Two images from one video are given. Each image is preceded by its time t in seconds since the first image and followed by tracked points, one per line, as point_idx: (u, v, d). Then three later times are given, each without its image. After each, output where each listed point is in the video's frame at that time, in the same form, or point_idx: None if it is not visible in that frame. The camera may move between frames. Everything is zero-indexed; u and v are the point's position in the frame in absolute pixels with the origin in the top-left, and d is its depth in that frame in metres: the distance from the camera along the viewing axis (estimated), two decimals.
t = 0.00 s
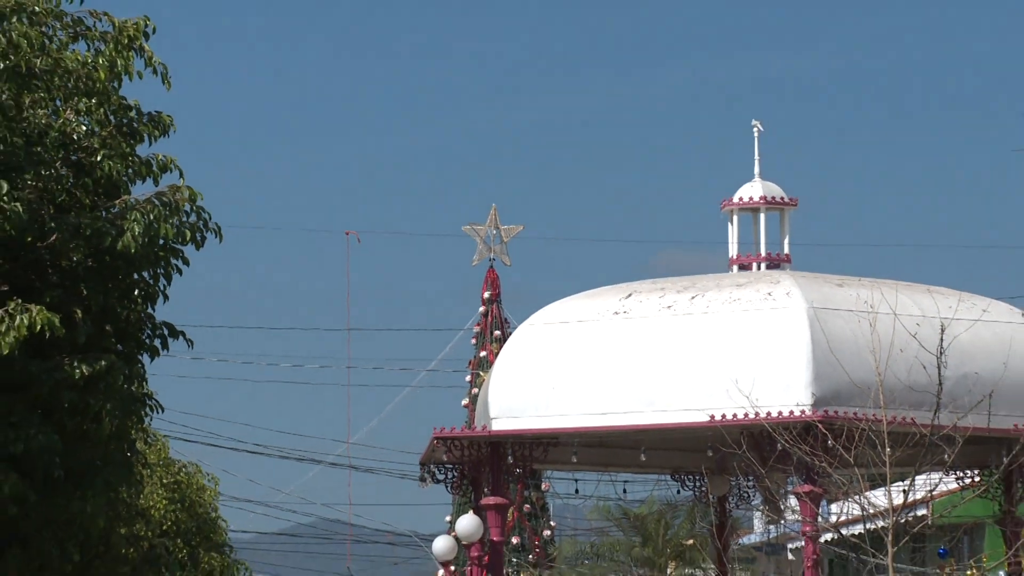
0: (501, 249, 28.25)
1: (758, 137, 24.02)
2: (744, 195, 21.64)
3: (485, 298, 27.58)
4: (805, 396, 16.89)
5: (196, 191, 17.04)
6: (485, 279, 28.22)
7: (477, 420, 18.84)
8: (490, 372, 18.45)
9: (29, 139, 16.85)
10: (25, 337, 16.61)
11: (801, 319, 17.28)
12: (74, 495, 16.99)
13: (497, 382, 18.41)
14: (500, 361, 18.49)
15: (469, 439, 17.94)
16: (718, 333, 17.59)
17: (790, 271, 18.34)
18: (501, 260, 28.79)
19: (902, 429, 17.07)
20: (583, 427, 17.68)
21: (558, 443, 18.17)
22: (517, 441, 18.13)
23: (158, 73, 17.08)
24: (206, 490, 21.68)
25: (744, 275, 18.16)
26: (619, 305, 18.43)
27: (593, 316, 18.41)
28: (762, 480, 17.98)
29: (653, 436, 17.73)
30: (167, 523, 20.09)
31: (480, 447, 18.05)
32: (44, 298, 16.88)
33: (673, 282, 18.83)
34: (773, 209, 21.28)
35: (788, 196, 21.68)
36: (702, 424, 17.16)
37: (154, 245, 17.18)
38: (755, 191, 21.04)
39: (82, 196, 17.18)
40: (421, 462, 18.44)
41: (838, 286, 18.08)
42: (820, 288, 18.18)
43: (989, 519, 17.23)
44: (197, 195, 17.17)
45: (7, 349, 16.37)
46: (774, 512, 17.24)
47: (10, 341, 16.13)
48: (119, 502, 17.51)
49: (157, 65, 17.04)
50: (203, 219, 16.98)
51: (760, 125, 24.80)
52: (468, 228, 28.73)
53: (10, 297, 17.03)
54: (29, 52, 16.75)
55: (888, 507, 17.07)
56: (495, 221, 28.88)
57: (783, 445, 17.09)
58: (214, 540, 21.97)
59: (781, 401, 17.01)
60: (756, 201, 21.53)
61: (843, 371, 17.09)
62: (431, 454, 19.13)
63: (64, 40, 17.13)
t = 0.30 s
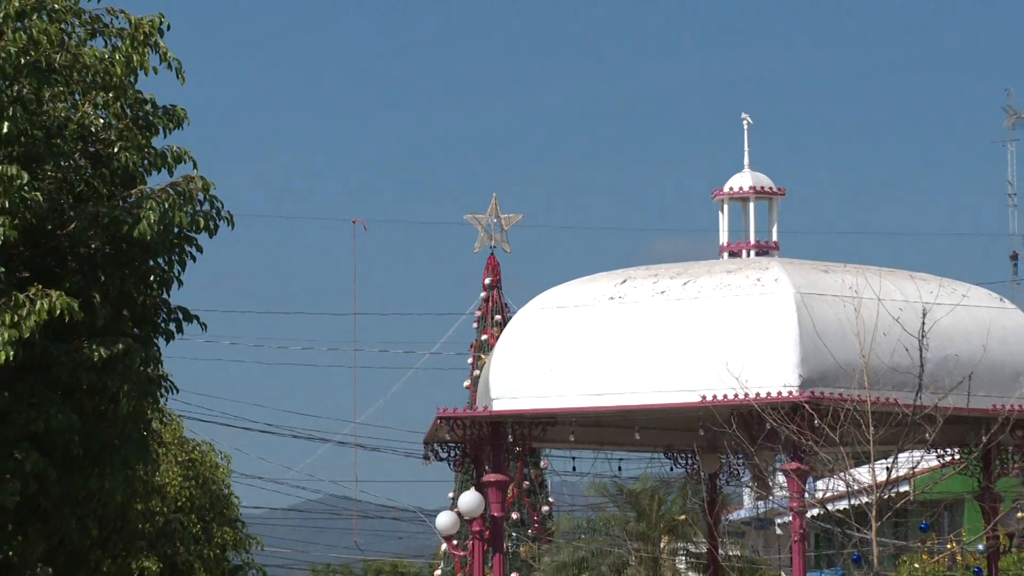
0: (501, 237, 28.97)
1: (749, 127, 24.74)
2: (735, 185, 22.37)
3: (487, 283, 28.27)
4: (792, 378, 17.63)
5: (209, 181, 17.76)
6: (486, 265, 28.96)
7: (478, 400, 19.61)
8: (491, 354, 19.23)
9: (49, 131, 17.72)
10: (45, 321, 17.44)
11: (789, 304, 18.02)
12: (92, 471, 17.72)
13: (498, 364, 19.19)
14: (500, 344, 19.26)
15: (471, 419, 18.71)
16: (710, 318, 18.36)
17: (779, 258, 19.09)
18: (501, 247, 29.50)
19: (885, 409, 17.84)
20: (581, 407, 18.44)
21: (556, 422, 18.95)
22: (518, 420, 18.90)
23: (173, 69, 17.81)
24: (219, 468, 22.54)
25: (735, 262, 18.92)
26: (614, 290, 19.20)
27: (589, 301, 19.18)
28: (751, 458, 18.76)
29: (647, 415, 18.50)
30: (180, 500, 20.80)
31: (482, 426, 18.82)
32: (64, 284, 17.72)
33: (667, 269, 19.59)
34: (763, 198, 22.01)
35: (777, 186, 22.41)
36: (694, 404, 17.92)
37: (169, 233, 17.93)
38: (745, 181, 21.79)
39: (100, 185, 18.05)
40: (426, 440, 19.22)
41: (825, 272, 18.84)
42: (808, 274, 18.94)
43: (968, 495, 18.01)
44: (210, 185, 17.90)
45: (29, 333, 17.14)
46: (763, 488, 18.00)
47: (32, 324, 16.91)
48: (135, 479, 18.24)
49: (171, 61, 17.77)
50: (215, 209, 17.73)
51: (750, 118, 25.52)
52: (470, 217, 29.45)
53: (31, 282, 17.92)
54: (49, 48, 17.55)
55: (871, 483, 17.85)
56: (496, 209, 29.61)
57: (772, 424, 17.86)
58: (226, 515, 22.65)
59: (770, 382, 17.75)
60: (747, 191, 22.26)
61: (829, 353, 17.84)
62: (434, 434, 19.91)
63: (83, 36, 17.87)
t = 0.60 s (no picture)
0: (501, 225, 29.73)
1: (740, 117, 25.50)
2: (726, 174, 23.16)
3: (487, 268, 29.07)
4: (780, 358, 18.41)
5: (221, 171, 18.49)
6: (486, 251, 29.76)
7: (479, 380, 20.41)
8: (492, 336, 20.02)
9: (68, 122, 18.50)
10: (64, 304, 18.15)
11: (778, 288, 18.79)
12: (109, 449, 18.48)
13: (498, 347, 19.98)
14: (500, 327, 20.05)
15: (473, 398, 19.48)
16: (701, 301, 19.14)
17: (768, 244, 19.86)
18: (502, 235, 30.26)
19: (869, 388, 18.63)
20: (578, 387, 19.23)
21: (554, 401, 19.76)
22: (517, 399, 19.70)
23: (186, 62, 18.60)
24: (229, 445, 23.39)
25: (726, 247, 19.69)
26: (609, 275, 19.98)
27: (586, 286, 19.95)
28: (740, 436, 19.56)
29: (641, 394, 19.30)
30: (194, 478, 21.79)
31: (483, 405, 19.60)
32: (83, 269, 18.49)
33: (661, 254, 20.36)
34: (752, 187, 22.79)
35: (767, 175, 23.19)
36: (686, 384, 18.71)
37: (183, 220, 18.69)
38: (736, 170, 22.57)
39: (116, 174, 18.88)
40: (429, 418, 20.00)
41: (812, 257, 19.62)
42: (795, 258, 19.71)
43: (949, 471, 18.82)
44: (221, 174, 18.65)
45: (49, 315, 17.83)
46: (752, 465, 18.81)
47: (51, 307, 17.61)
48: (151, 455, 19.06)
49: (185, 55, 18.51)
50: (226, 196, 18.51)
51: (741, 108, 26.29)
52: (471, 206, 30.23)
53: (51, 267, 18.65)
54: (68, 42, 18.33)
55: (855, 459, 18.66)
56: (496, 198, 30.38)
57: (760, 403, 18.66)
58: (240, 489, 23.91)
59: (759, 363, 18.53)
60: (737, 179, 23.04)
61: (815, 335, 18.63)
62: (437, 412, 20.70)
63: (100, 31, 18.60)
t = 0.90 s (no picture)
0: (501, 214, 30.47)
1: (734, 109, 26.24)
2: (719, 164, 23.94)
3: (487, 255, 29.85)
4: (769, 342, 19.22)
5: (233, 162, 19.29)
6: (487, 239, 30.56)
7: (481, 362, 21.25)
8: (492, 321, 20.83)
9: (86, 115, 19.31)
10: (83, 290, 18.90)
11: (767, 274, 19.58)
12: (127, 427, 19.32)
13: (498, 330, 20.79)
14: (501, 312, 20.86)
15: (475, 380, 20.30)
16: (694, 287, 19.94)
17: (758, 232, 20.65)
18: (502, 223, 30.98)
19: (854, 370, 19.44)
20: (575, 369, 20.05)
21: (553, 383, 20.59)
22: (517, 381, 20.51)
23: (199, 57, 19.37)
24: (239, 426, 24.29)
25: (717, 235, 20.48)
26: (605, 262, 20.77)
27: (583, 272, 20.75)
28: (730, 416, 20.40)
29: (636, 376, 20.12)
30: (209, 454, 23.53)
31: (485, 386, 20.42)
32: (101, 256, 19.28)
33: (655, 241, 21.15)
34: (744, 177, 23.57)
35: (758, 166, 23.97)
36: (679, 366, 19.53)
37: (197, 209, 19.52)
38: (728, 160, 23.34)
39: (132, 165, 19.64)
40: (432, 398, 20.82)
41: (800, 244, 20.42)
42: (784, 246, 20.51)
43: (931, 449, 19.65)
44: (234, 165, 19.43)
45: (68, 301, 18.62)
46: (742, 443, 19.63)
47: (70, 292, 18.38)
48: (166, 434, 19.93)
49: (198, 51, 19.30)
50: (238, 186, 19.32)
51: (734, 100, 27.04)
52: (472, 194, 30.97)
53: (70, 254, 19.46)
54: (85, 37, 19.25)
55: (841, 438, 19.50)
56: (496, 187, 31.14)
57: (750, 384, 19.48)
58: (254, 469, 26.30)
59: (749, 346, 19.34)
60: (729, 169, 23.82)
61: (803, 319, 19.43)
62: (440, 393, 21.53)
63: (117, 27, 19.40)
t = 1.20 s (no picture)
0: (501, 205, 31.30)
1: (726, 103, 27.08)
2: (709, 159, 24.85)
3: (488, 245, 30.71)
4: (759, 329, 20.05)
5: (244, 155, 20.13)
6: (488, 230, 31.41)
7: (482, 347, 22.12)
8: (493, 310, 21.69)
9: (103, 111, 20.18)
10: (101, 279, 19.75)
11: (756, 263, 20.41)
12: (143, 409, 20.17)
13: (499, 319, 21.65)
14: (501, 301, 21.72)
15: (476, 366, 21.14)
16: (686, 277, 20.78)
17: (747, 223, 21.49)
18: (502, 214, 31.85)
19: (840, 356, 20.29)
20: (573, 355, 20.90)
21: (551, 368, 21.45)
22: (517, 366, 21.37)
23: (212, 56, 20.20)
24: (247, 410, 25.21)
25: (708, 227, 21.33)
26: (601, 252, 21.62)
27: (580, 262, 21.59)
28: (721, 399, 21.27)
29: (631, 361, 20.98)
30: (222, 436, 24.46)
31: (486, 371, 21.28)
32: (118, 246, 20.12)
33: (649, 232, 22.00)
34: (734, 171, 24.46)
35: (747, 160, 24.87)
36: (672, 352, 20.38)
37: (210, 201, 20.39)
38: (718, 154, 24.28)
39: (148, 159, 20.50)
40: (436, 383, 21.69)
41: (787, 235, 21.26)
42: (772, 236, 21.36)
43: (913, 431, 20.53)
44: (245, 158, 20.28)
45: (87, 289, 19.41)
46: (732, 425, 20.48)
47: (89, 281, 19.19)
48: (180, 418, 20.84)
49: (211, 49, 20.13)
50: (249, 179, 20.17)
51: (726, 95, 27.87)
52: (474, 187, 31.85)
53: (88, 245, 20.29)
54: (103, 37, 20.10)
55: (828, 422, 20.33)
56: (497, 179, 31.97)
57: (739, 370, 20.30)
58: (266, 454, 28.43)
59: (740, 333, 20.18)
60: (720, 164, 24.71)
61: (791, 307, 20.27)
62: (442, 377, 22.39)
63: (133, 27, 20.24)
